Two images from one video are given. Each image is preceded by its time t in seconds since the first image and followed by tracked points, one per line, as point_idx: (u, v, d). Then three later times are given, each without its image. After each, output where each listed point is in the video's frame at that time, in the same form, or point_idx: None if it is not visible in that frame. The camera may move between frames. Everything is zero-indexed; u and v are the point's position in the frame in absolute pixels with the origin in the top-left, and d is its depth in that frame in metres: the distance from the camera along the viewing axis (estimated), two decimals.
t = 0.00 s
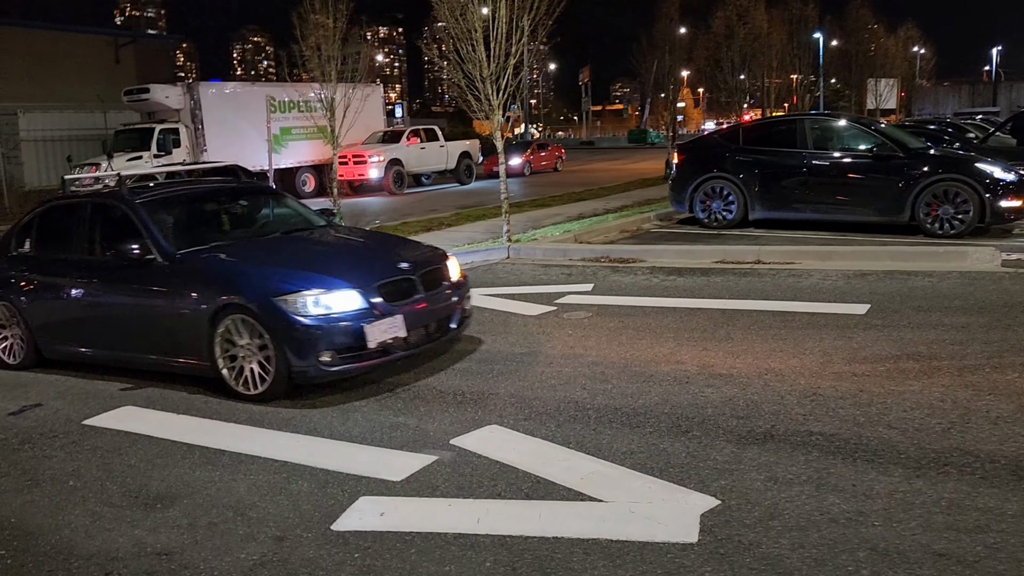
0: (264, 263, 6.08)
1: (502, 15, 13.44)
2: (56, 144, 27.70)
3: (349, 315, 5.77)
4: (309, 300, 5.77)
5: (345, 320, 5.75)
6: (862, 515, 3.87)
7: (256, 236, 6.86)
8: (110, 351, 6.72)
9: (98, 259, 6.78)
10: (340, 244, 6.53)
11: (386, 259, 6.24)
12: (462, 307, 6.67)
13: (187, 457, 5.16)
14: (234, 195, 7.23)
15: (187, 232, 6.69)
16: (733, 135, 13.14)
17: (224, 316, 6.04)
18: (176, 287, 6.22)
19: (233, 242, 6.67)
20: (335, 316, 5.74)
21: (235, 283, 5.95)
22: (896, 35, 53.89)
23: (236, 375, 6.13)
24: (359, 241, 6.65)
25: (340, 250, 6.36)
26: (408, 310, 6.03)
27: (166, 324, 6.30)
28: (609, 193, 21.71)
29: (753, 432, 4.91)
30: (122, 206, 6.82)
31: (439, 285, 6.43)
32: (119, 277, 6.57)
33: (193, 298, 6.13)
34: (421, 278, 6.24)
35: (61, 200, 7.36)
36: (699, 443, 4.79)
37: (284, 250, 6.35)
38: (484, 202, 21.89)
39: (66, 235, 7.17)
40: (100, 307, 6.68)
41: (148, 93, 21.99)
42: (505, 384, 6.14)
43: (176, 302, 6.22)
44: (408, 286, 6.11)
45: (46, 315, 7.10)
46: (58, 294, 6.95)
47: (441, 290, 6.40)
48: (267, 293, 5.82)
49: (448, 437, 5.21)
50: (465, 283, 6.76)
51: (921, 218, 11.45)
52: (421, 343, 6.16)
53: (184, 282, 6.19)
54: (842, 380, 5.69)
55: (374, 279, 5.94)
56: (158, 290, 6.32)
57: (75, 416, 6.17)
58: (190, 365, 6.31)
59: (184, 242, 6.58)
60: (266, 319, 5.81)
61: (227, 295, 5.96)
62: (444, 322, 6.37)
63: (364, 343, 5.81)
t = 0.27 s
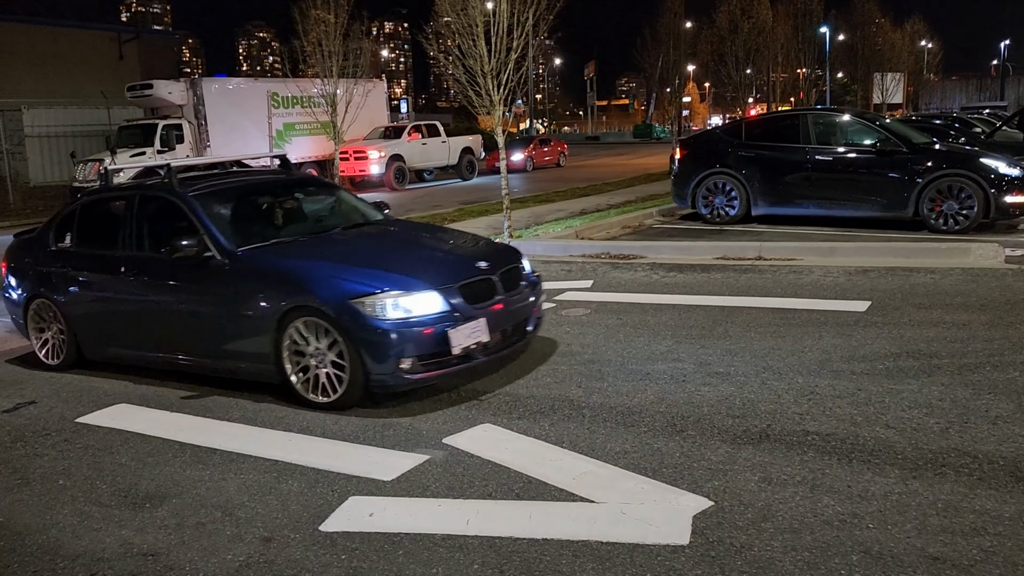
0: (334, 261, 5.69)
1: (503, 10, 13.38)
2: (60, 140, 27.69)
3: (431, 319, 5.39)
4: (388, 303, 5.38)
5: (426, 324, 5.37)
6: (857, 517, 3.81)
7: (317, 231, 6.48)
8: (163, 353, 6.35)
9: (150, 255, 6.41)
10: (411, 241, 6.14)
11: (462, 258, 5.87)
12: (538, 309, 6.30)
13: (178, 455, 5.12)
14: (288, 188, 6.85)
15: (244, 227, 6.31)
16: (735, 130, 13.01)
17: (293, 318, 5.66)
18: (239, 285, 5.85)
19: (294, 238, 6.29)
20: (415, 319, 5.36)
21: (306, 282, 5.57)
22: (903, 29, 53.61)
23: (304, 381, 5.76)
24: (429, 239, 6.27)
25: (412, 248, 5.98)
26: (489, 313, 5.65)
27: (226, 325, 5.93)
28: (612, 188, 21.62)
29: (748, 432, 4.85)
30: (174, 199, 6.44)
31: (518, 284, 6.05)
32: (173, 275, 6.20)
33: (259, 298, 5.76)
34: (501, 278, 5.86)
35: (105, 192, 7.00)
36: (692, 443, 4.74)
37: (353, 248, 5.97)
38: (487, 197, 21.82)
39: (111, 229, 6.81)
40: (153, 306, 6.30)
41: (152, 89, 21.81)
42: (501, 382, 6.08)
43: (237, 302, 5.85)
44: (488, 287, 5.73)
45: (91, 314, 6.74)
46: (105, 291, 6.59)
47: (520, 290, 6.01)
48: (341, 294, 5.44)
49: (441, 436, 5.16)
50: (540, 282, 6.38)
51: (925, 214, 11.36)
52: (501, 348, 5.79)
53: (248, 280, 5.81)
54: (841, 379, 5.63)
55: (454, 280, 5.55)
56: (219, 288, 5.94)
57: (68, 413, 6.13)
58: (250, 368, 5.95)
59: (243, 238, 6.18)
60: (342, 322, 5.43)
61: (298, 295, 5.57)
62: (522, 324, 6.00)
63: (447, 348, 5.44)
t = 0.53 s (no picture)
0: (413, 262, 5.32)
1: (502, 6, 13.32)
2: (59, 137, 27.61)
3: (523, 323, 5.02)
4: (478, 306, 5.01)
5: (518, 329, 5.00)
6: (857, 517, 3.76)
7: (381, 229, 6.13)
8: (222, 357, 5.97)
9: (206, 253, 6.03)
10: (490, 241, 5.77)
11: (547, 258, 5.51)
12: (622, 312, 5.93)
13: (173, 456, 5.07)
14: (345, 182, 6.49)
15: (308, 224, 5.93)
16: (735, 126, 12.93)
17: (373, 321, 5.29)
18: (310, 286, 5.48)
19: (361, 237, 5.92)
20: (507, 324, 4.99)
21: (383, 283, 5.20)
22: (904, 25, 53.48)
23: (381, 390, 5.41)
24: (506, 238, 5.91)
25: (491, 247, 5.61)
26: (580, 316, 5.28)
27: (296, 328, 5.57)
28: (612, 185, 21.56)
29: (747, 431, 4.80)
30: (230, 194, 6.06)
31: (603, 285, 5.68)
32: (232, 276, 5.81)
33: (333, 301, 5.39)
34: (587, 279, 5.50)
35: (151, 186, 6.63)
36: (691, 442, 4.70)
37: (429, 247, 5.59)
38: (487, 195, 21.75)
39: (159, 225, 6.43)
40: (214, 307, 5.91)
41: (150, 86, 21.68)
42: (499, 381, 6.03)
43: (307, 305, 5.49)
44: (577, 289, 5.36)
45: (141, 315, 6.36)
46: (157, 290, 6.21)
47: (606, 292, 5.65)
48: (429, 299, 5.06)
49: (437, 437, 5.11)
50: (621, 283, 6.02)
51: (926, 211, 11.30)
52: (591, 355, 5.43)
53: (320, 282, 5.44)
54: (841, 377, 5.57)
55: (545, 281, 5.19)
56: (287, 290, 5.57)
57: (63, 412, 6.07)
58: (318, 373, 5.59)
59: (308, 237, 5.81)
60: (428, 327, 5.06)
61: (377, 298, 5.20)
62: (610, 329, 5.64)
63: (540, 355, 5.07)
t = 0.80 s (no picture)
0: (501, 260, 4.90)
1: (502, 4, 13.27)
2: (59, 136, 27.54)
3: (633, 329, 4.61)
4: (584, 310, 4.59)
5: (629, 336, 4.59)
6: (863, 519, 3.72)
7: (460, 226, 5.69)
8: (293, 366, 5.55)
9: (274, 254, 5.60)
10: (582, 238, 5.36)
11: (650, 256, 5.09)
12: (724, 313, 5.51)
13: (171, 458, 5.01)
14: (415, 177, 6.05)
15: (384, 221, 5.52)
16: (738, 123, 12.80)
17: (465, 326, 4.88)
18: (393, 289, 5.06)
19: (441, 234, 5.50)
20: (617, 330, 4.59)
21: (477, 287, 4.77)
22: (905, 22, 53.33)
23: (474, 401, 5.03)
24: (596, 235, 5.51)
25: (587, 246, 5.19)
26: (690, 321, 4.87)
27: (379, 336, 5.15)
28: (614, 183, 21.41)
29: (752, 432, 4.75)
30: (299, 190, 5.64)
31: (708, 285, 5.27)
32: (303, 276, 5.40)
33: (421, 306, 4.97)
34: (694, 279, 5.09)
35: (207, 180, 6.19)
36: (695, 443, 4.64)
37: (518, 246, 5.18)
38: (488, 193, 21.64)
39: (218, 223, 6.00)
40: (294, 311, 5.45)
41: (150, 85, 21.61)
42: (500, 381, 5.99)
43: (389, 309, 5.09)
44: (684, 290, 4.94)
45: (201, 321, 5.94)
46: (219, 293, 5.79)
47: (711, 293, 5.24)
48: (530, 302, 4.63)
49: (438, 438, 5.06)
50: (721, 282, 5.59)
51: (929, 209, 11.27)
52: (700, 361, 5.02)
53: (406, 286, 5.02)
54: (846, 377, 5.51)
55: (653, 282, 4.77)
56: (368, 294, 5.15)
57: (60, 412, 6.01)
58: (402, 386, 5.19)
59: (387, 235, 5.39)
60: (530, 333, 4.64)
61: (472, 301, 4.77)
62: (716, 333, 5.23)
63: (653, 363, 4.67)
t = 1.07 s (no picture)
0: (616, 264, 4.49)
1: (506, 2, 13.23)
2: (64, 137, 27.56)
3: (769, 339, 4.19)
4: (716, 320, 4.17)
5: (766, 347, 4.18)
6: (871, 524, 3.66)
7: (553, 226, 5.29)
8: (381, 378, 5.16)
9: (360, 258, 5.20)
10: (696, 240, 4.94)
11: (774, 259, 4.68)
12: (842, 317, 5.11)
13: (173, 460, 4.98)
14: (500, 172, 5.66)
15: (475, 220, 5.11)
16: (743, 122, 12.71)
17: (580, 337, 4.46)
18: (495, 296, 4.66)
19: (538, 235, 5.09)
20: (754, 341, 4.17)
21: (590, 294, 4.37)
22: (911, 20, 53.12)
23: (588, 419, 4.62)
24: (706, 236, 5.10)
25: (701, 247, 4.79)
26: (824, 329, 4.48)
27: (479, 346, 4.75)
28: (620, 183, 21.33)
29: (758, 433, 4.70)
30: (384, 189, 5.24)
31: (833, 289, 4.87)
32: (393, 283, 5.00)
33: (527, 314, 4.57)
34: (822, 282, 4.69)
35: (277, 178, 5.78)
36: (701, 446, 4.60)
37: (628, 247, 4.77)
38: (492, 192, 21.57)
39: (291, 224, 5.61)
40: (357, 320, 5.14)
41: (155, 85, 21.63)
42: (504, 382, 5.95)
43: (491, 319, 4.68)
44: (814, 295, 4.55)
45: (275, 330, 5.55)
46: (295, 299, 5.40)
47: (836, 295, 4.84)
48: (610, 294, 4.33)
49: (441, 440, 5.02)
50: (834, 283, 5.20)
51: (937, 208, 11.20)
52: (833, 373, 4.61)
53: (510, 292, 4.61)
54: (852, 379, 5.45)
55: (786, 288, 4.36)
56: (467, 301, 4.75)
57: (62, 414, 5.97)
58: (507, 400, 4.79)
59: (481, 235, 4.98)
60: (658, 345, 4.23)
61: (588, 310, 4.36)
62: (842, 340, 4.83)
63: (795, 375, 4.28)
